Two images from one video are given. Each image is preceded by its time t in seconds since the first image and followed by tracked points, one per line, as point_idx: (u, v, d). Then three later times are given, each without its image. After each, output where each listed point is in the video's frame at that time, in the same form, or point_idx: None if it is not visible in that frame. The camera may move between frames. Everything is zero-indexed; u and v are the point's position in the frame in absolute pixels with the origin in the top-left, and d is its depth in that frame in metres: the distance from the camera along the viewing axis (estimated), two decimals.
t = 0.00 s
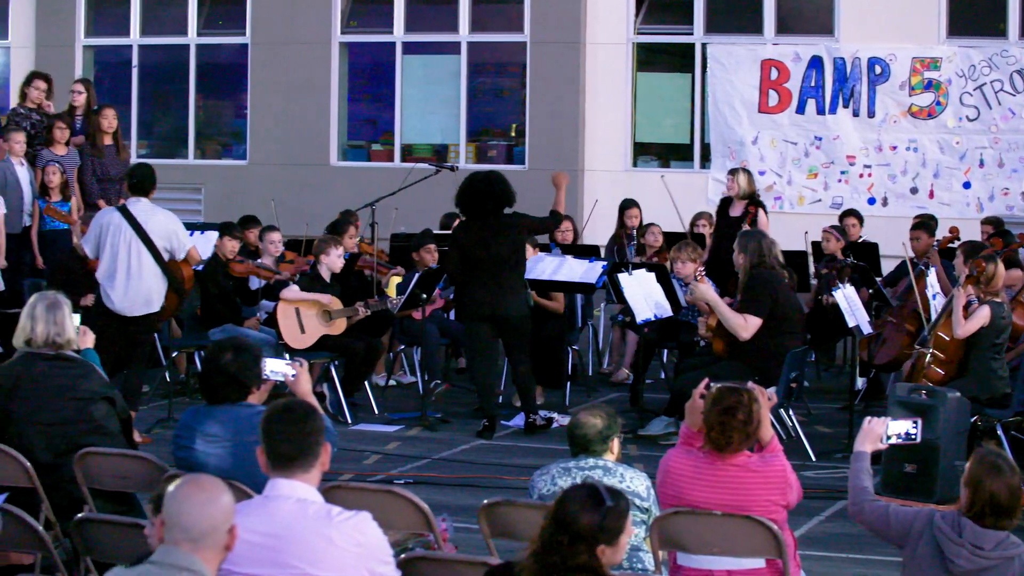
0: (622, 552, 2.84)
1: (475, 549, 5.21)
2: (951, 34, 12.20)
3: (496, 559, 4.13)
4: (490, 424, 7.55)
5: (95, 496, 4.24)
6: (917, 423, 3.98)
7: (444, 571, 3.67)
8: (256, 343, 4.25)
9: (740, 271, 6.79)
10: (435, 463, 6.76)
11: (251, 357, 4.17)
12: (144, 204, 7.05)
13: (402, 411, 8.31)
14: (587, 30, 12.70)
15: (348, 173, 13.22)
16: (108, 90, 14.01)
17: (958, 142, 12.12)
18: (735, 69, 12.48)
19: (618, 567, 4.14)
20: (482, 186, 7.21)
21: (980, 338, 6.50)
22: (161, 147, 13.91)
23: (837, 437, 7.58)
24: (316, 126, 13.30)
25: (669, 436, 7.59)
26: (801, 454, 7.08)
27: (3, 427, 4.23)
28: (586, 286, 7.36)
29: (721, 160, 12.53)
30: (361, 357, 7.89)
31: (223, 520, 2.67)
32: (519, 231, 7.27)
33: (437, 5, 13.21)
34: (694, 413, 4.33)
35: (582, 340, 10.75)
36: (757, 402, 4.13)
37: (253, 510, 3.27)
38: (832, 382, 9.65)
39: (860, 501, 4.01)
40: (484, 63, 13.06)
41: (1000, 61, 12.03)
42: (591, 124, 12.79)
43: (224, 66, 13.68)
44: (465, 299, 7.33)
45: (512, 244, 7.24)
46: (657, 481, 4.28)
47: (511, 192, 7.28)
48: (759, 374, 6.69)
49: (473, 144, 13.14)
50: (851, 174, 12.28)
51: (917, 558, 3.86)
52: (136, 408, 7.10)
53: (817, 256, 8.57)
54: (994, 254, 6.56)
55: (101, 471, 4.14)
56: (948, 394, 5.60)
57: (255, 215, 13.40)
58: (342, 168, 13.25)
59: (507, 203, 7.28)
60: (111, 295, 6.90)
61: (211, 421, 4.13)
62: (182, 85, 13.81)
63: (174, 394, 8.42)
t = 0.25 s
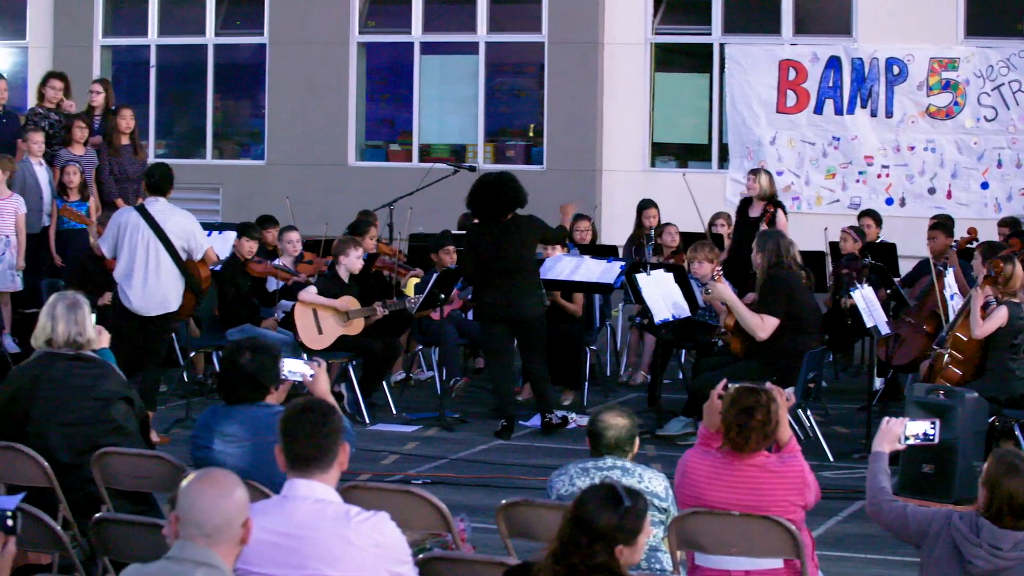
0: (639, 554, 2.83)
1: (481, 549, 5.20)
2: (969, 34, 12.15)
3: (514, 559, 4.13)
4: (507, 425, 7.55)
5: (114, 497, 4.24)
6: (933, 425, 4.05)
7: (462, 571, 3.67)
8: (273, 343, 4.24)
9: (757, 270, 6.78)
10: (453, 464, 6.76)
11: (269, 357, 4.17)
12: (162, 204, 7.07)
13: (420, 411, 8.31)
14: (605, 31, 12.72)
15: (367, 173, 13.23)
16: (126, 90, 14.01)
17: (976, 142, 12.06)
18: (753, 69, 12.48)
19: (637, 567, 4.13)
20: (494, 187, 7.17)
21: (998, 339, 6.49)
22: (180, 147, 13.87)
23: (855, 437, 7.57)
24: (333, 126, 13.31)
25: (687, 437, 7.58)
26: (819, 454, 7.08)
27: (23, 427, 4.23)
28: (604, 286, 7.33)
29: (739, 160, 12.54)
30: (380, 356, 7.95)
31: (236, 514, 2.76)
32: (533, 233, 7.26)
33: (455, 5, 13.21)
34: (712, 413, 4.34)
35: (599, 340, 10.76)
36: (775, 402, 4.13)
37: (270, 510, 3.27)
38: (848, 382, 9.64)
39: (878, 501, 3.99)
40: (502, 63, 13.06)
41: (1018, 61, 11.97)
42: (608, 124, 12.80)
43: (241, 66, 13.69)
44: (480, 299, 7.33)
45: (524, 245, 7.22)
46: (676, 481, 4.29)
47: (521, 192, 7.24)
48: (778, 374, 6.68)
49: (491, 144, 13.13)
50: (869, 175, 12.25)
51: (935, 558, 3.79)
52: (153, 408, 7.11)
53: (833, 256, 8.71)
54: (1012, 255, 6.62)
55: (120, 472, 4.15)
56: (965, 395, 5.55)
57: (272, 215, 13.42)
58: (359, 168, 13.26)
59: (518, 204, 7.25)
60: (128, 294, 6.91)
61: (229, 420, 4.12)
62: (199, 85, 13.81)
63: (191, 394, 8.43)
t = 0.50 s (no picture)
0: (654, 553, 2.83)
1: (497, 549, 5.19)
2: (983, 35, 12.17)
3: (529, 559, 4.12)
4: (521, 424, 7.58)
5: (129, 497, 4.24)
6: (947, 424, 4.03)
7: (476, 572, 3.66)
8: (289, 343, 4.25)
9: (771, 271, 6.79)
10: (468, 464, 6.76)
11: (284, 357, 4.17)
12: (172, 205, 7.06)
13: (434, 411, 8.32)
14: (620, 31, 12.72)
15: (384, 173, 13.23)
16: (141, 90, 14.01)
17: (990, 142, 12.06)
18: (768, 69, 12.48)
19: (651, 567, 4.16)
20: (508, 186, 7.20)
21: (1015, 339, 6.49)
22: (194, 147, 13.87)
23: (870, 438, 7.56)
24: (348, 125, 13.31)
25: (701, 437, 7.57)
26: (833, 454, 7.08)
27: (37, 427, 4.23)
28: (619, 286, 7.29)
29: (754, 161, 12.53)
30: (393, 358, 7.96)
31: (251, 514, 2.72)
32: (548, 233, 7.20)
33: (470, 5, 13.20)
34: (727, 414, 4.34)
35: (614, 340, 10.77)
36: (789, 402, 4.12)
37: (287, 510, 3.26)
38: (863, 383, 9.63)
39: (893, 502, 3.96)
40: (517, 63, 13.09)
41: None
42: (624, 122, 12.77)
43: (256, 66, 13.69)
44: (494, 300, 7.33)
45: (539, 244, 7.20)
46: (690, 482, 4.29)
47: (538, 193, 7.26)
48: (791, 374, 6.68)
49: (506, 144, 13.15)
50: (883, 175, 12.25)
51: (950, 559, 3.77)
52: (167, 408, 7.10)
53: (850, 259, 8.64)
54: None
55: (134, 471, 4.15)
56: (980, 395, 5.57)
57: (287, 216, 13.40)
58: (374, 168, 13.24)
59: (536, 203, 7.26)
60: (138, 296, 6.91)
61: (244, 421, 4.13)
62: (213, 84, 13.81)
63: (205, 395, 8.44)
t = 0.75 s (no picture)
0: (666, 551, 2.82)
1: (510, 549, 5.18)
2: (997, 35, 12.14)
3: (543, 559, 4.12)
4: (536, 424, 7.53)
5: (143, 497, 4.24)
6: (961, 426, 4.01)
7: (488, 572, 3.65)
8: (303, 343, 4.25)
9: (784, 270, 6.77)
10: (482, 464, 6.75)
11: (298, 356, 4.17)
12: (172, 203, 7.04)
13: (448, 411, 8.31)
14: (634, 31, 12.70)
15: (398, 173, 13.23)
16: (155, 90, 14.02)
17: (1004, 142, 12.04)
18: (782, 70, 12.48)
19: (666, 567, 4.13)
20: (523, 186, 7.18)
21: None
22: (208, 147, 13.90)
23: (884, 438, 7.54)
24: (361, 125, 13.31)
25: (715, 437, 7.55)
26: (847, 454, 7.08)
27: (51, 427, 4.23)
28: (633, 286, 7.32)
29: (768, 161, 12.54)
30: (408, 358, 7.92)
31: (257, 517, 2.79)
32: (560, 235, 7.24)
33: (485, 5, 13.20)
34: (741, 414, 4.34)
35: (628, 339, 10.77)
36: (803, 402, 4.14)
37: (305, 510, 3.27)
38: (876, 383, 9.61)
39: (906, 503, 3.93)
40: (532, 64, 13.07)
41: None
42: (637, 123, 12.77)
43: (270, 66, 13.70)
44: (509, 301, 7.33)
45: (552, 244, 7.21)
46: (705, 482, 4.29)
47: (552, 194, 7.25)
48: (805, 375, 6.66)
49: (520, 145, 13.13)
50: (897, 175, 12.25)
51: (963, 559, 3.72)
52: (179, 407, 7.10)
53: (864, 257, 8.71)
54: None
55: (147, 471, 4.15)
56: (993, 396, 5.47)
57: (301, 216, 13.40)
58: (389, 168, 13.25)
59: (551, 203, 7.26)
60: (141, 296, 6.92)
61: (258, 420, 4.13)
62: (227, 85, 13.83)
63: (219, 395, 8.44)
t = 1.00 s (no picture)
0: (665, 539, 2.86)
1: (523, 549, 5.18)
2: (1010, 36, 12.10)
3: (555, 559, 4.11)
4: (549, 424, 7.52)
5: (156, 497, 4.24)
6: (976, 425, 3.86)
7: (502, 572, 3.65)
8: (316, 343, 4.26)
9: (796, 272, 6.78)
10: (494, 464, 6.75)
11: (311, 357, 4.18)
12: (168, 203, 6.98)
13: (461, 411, 8.30)
14: (647, 31, 12.70)
15: (411, 173, 13.23)
16: (167, 89, 14.03)
17: (1016, 142, 12.05)
18: (795, 70, 12.46)
19: (676, 567, 4.09)
20: (538, 187, 7.17)
21: None
22: (221, 147, 13.91)
23: (897, 438, 7.52)
24: (374, 125, 13.31)
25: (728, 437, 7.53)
26: (859, 454, 7.06)
27: (64, 428, 4.24)
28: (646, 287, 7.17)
29: (780, 161, 12.53)
30: (419, 357, 7.86)
31: (259, 517, 2.82)
32: (571, 237, 7.25)
33: (497, 5, 13.18)
34: (754, 415, 4.35)
35: (641, 339, 10.77)
36: (816, 404, 4.14)
37: (325, 509, 3.27)
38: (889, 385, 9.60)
39: (919, 502, 3.90)
40: (545, 63, 13.06)
41: None
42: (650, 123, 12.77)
43: (284, 66, 13.71)
44: (523, 302, 7.33)
45: (565, 244, 7.22)
46: (717, 483, 4.29)
47: (565, 195, 7.25)
48: (818, 374, 6.65)
49: (533, 145, 13.13)
50: (910, 175, 12.26)
51: (976, 560, 3.70)
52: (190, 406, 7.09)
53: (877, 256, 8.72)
54: None
55: (159, 471, 4.15)
56: (1006, 396, 5.47)
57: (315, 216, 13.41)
58: (402, 168, 13.26)
59: (563, 207, 7.26)
60: (135, 296, 6.92)
61: (271, 421, 4.13)
62: (240, 84, 13.84)
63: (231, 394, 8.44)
